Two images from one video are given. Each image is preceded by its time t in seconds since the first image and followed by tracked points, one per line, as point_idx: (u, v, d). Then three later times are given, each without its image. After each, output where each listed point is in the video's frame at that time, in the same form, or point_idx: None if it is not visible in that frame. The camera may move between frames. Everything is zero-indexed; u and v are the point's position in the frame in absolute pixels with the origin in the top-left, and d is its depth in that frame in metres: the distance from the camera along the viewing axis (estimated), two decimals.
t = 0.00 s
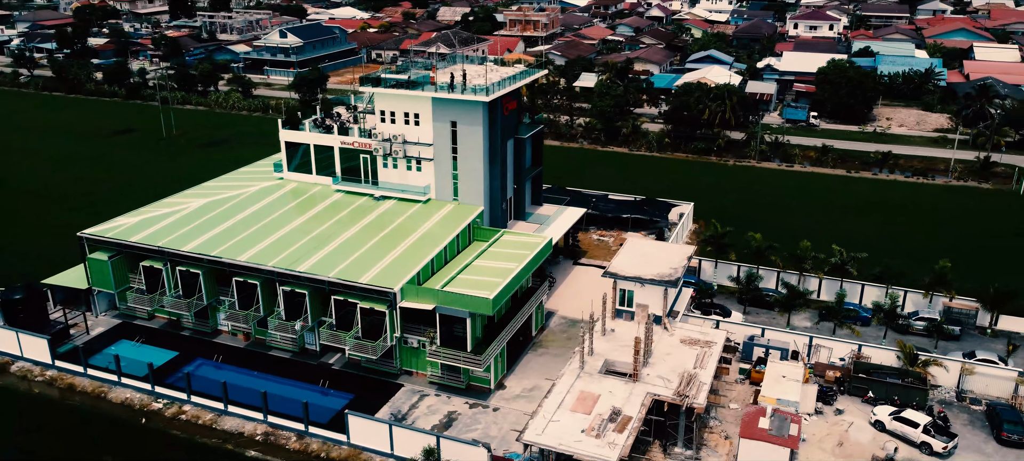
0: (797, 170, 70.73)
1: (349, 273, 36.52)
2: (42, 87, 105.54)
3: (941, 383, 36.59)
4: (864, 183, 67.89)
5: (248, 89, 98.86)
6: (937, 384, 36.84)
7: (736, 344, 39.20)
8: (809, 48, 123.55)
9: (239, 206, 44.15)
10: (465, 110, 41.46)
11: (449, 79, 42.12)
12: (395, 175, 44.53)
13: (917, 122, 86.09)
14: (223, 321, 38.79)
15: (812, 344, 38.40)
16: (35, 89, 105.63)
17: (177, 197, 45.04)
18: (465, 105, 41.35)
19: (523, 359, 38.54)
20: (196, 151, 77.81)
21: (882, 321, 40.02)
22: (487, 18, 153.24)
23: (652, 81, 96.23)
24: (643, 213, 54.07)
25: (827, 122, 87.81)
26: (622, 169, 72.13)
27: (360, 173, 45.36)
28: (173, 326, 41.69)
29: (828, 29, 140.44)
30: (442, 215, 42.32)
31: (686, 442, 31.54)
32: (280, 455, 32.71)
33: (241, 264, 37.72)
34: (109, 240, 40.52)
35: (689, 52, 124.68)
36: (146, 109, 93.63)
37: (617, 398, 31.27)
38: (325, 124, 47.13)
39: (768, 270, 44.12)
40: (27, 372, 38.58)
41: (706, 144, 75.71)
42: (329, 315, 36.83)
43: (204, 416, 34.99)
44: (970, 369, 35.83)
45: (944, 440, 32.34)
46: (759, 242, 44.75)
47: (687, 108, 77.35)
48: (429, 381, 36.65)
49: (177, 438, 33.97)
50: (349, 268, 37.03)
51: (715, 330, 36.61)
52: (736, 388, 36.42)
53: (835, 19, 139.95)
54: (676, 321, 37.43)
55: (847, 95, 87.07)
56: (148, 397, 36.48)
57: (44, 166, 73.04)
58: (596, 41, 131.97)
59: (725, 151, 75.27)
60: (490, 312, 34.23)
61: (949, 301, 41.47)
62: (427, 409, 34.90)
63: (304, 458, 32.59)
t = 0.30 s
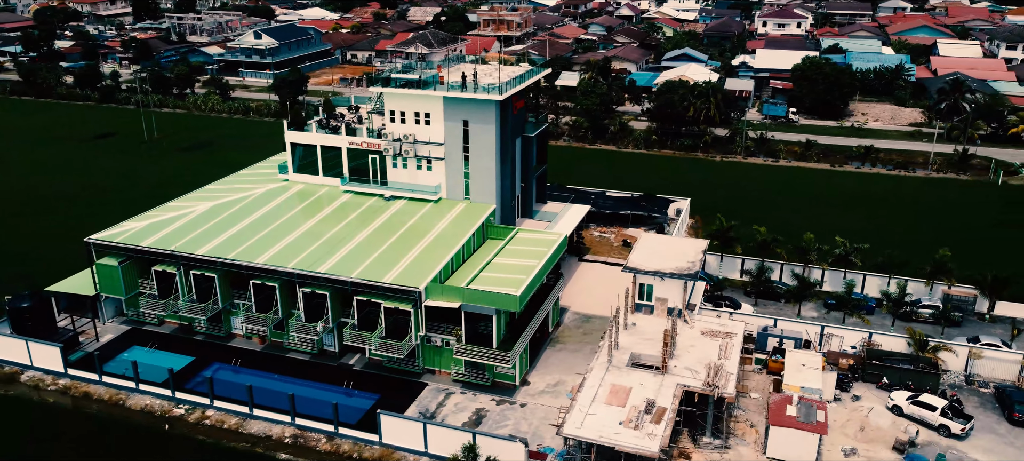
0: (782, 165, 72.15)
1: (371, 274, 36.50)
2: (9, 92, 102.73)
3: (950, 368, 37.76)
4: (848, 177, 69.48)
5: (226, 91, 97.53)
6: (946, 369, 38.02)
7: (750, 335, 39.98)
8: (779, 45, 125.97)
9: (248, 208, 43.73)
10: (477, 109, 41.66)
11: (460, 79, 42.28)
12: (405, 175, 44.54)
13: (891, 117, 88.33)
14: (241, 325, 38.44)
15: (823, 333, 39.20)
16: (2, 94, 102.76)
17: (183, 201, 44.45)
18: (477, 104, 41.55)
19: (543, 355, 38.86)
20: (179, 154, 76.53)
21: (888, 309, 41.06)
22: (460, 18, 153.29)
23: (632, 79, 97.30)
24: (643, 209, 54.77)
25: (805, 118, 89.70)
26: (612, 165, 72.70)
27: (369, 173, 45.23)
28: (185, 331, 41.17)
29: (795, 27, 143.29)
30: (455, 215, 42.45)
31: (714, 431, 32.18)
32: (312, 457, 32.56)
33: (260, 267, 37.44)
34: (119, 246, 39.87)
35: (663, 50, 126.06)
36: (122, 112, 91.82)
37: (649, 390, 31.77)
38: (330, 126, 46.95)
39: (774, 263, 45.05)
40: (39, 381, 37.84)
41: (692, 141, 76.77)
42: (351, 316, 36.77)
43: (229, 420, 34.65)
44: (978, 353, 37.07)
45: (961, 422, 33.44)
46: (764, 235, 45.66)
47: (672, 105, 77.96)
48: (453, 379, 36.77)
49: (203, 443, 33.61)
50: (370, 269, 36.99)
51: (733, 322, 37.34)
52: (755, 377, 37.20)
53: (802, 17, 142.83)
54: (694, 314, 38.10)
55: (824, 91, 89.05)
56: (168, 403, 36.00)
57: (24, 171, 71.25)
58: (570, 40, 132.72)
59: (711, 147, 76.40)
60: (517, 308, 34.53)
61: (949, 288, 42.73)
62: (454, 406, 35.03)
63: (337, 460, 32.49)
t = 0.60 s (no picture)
0: (767, 160, 73.54)
1: (395, 273, 36.46)
2: None
3: (957, 352, 39.09)
4: (832, 170, 71.01)
5: (202, 93, 95.99)
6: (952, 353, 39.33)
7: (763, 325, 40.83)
8: (749, 43, 128.24)
9: (258, 210, 43.26)
10: (490, 108, 41.85)
11: (471, 78, 42.46)
12: (416, 174, 44.53)
13: (865, 112, 90.60)
14: (260, 327, 38.09)
15: (834, 322, 40.27)
16: None
17: (190, 204, 43.79)
18: (490, 103, 41.75)
19: (563, 351, 39.27)
20: (162, 158, 75.11)
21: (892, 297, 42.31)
22: (431, 18, 152.98)
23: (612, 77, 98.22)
24: (642, 205, 55.44)
25: (783, 114, 91.55)
26: (601, 161, 73.26)
27: (378, 173, 45.09)
28: (199, 336, 40.68)
29: (762, 25, 146.01)
30: (469, 213, 42.58)
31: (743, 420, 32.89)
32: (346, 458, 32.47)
33: (280, 269, 37.15)
34: (131, 251, 39.18)
35: (636, 48, 127.32)
36: (96, 116, 89.78)
37: (680, 381, 32.37)
38: (335, 127, 46.75)
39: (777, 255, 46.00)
40: (53, 391, 37.06)
41: (678, 137, 77.83)
42: (374, 316, 36.72)
43: (256, 424, 34.34)
44: (983, 337, 38.43)
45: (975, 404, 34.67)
46: (767, 228, 46.59)
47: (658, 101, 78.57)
48: (477, 377, 36.97)
49: (233, 448, 33.26)
50: (393, 269, 36.95)
51: (750, 313, 38.18)
52: (772, 366, 38.04)
53: (769, 15, 145.56)
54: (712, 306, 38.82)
55: (801, 87, 90.95)
56: (191, 408, 35.52)
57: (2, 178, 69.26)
58: (543, 40, 133.36)
59: (697, 143, 77.45)
60: (544, 304, 34.84)
61: (946, 276, 44.05)
62: (483, 403, 35.23)
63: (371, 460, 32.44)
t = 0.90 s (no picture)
0: (753, 155, 74.78)
1: (417, 272, 36.48)
2: None
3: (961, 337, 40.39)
4: (817, 164, 72.47)
5: (179, 95, 94.39)
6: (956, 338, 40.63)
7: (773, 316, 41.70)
8: (721, 41, 130.17)
9: (268, 212, 42.90)
10: (502, 106, 42.06)
11: (481, 76, 42.64)
12: (425, 173, 44.54)
13: (841, 107, 92.67)
14: (279, 329, 37.82)
15: (842, 311, 41.30)
16: None
17: (197, 207, 43.24)
18: (502, 101, 41.97)
19: (582, 346, 39.71)
20: (146, 161, 73.68)
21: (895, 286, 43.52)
22: (403, 18, 152.36)
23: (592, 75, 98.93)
24: (641, 201, 56.14)
25: (762, 110, 93.22)
26: (590, 158, 73.76)
27: (386, 173, 45.00)
28: (213, 340, 40.23)
29: (732, 23, 148.25)
30: (482, 212, 42.71)
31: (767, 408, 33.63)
32: (379, 457, 32.46)
33: (300, 270, 36.94)
34: (143, 255, 38.59)
35: (611, 46, 128.26)
36: (71, 120, 87.67)
37: (708, 372, 32.98)
38: (341, 127, 46.56)
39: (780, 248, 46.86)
40: (68, 399, 36.34)
41: (664, 134, 78.78)
42: (397, 315, 36.70)
43: (283, 426, 34.10)
44: (986, 322, 39.77)
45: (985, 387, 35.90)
46: (770, 221, 47.41)
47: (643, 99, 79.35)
48: (501, 373, 37.19)
49: (262, 451, 32.99)
50: (414, 268, 36.96)
51: (764, 304, 39.02)
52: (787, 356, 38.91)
53: (738, 13, 147.89)
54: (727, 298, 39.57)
55: (779, 84, 92.64)
56: (214, 413, 35.13)
57: None
58: (518, 39, 133.70)
59: (683, 139, 78.48)
60: (568, 299, 35.32)
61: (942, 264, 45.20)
62: (509, 399, 35.50)
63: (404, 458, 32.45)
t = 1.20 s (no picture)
0: (737, 150, 76.08)
1: (440, 269, 36.51)
2: None
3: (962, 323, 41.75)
4: (800, 157, 73.94)
5: (154, 97, 92.54)
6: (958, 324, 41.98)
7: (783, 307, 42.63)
8: (692, 39, 131.97)
9: (279, 214, 42.50)
10: (513, 105, 42.34)
11: (492, 75, 42.86)
12: (435, 173, 44.55)
13: (815, 103, 94.73)
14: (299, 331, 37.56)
15: (848, 300, 42.40)
16: None
17: (205, 211, 42.66)
18: (513, 99, 42.27)
19: (599, 341, 40.13)
20: (129, 165, 72.15)
21: (895, 275, 44.76)
22: (373, 19, 151.42)
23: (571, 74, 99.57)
24: (638, 197, 56.83)
25: (740, 106, 94.85)
26: (578, 156, 74.29)
27: (395, 173, 44.90)
28: (228, 344, 39.76)
29: (700, 21, 150.39)
30: (494, 209, 42.84)
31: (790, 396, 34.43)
32: (413, 457, 32.47)
33: (321, 271, 36.64)
34: (157, 259, 37.95)
35: (584, 45, 129.11)
36: (44, 124, 85.40)
37: (734, 363, 33.68)
38: (347, 128, 46.33)
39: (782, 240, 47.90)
40: (85, 408, 35.62)
41: (649, 131, 79.64)
42: (419, 315, 36.72)
43: (312, 429, 33.89)
44: (986, 308, 41.21)
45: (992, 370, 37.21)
46: (770, 215, 48.39)
47: (626, 98, 80.13)
48: (523, 369, 37.44)
49: (292, 454, 32.75)
50: (436, 266, 36.97)
51: (777, 296, 39.88)
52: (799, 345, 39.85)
53: (705, 12, 150.09)
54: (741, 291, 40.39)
55: (755, 81, 94.32)
56: (239, 417, 34.75)
57: None
58: (491, 38, 133.76)
59: (668, 136, 79.48)
60: (593, 295, 35.70)
61: (936, 254, 46.39)
62: (536, 395, 35.76)
63: (437, 457, 32.52)
